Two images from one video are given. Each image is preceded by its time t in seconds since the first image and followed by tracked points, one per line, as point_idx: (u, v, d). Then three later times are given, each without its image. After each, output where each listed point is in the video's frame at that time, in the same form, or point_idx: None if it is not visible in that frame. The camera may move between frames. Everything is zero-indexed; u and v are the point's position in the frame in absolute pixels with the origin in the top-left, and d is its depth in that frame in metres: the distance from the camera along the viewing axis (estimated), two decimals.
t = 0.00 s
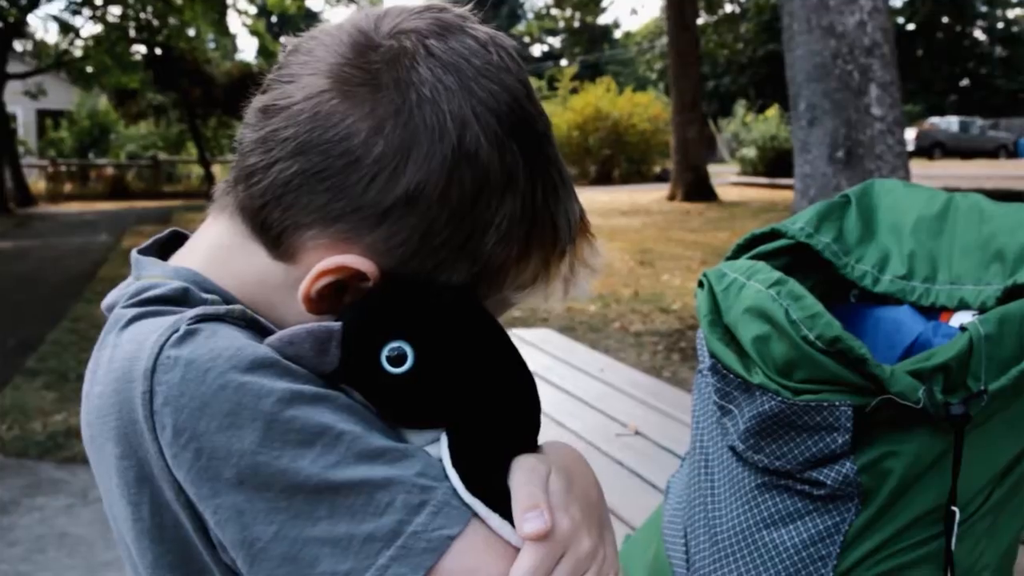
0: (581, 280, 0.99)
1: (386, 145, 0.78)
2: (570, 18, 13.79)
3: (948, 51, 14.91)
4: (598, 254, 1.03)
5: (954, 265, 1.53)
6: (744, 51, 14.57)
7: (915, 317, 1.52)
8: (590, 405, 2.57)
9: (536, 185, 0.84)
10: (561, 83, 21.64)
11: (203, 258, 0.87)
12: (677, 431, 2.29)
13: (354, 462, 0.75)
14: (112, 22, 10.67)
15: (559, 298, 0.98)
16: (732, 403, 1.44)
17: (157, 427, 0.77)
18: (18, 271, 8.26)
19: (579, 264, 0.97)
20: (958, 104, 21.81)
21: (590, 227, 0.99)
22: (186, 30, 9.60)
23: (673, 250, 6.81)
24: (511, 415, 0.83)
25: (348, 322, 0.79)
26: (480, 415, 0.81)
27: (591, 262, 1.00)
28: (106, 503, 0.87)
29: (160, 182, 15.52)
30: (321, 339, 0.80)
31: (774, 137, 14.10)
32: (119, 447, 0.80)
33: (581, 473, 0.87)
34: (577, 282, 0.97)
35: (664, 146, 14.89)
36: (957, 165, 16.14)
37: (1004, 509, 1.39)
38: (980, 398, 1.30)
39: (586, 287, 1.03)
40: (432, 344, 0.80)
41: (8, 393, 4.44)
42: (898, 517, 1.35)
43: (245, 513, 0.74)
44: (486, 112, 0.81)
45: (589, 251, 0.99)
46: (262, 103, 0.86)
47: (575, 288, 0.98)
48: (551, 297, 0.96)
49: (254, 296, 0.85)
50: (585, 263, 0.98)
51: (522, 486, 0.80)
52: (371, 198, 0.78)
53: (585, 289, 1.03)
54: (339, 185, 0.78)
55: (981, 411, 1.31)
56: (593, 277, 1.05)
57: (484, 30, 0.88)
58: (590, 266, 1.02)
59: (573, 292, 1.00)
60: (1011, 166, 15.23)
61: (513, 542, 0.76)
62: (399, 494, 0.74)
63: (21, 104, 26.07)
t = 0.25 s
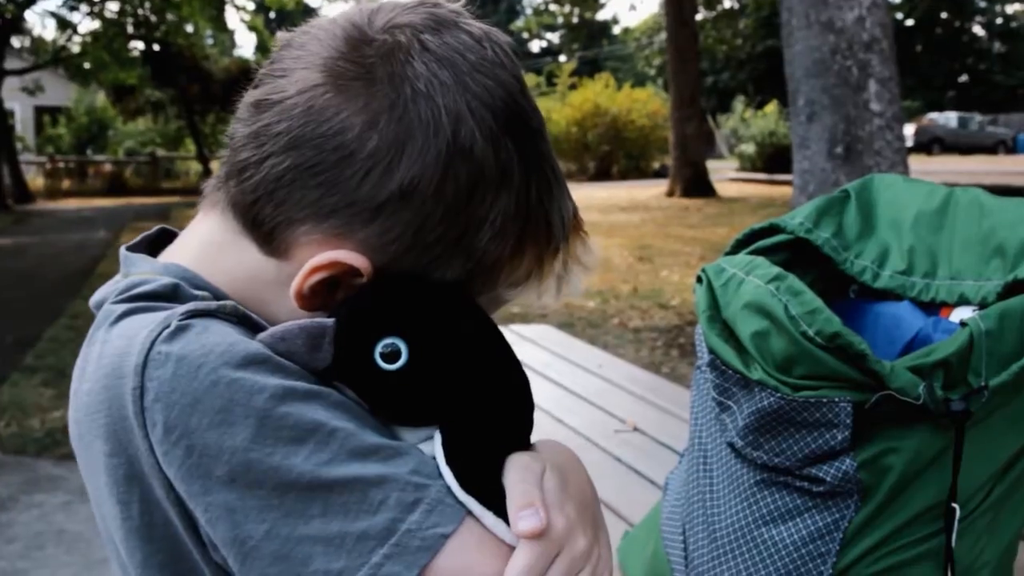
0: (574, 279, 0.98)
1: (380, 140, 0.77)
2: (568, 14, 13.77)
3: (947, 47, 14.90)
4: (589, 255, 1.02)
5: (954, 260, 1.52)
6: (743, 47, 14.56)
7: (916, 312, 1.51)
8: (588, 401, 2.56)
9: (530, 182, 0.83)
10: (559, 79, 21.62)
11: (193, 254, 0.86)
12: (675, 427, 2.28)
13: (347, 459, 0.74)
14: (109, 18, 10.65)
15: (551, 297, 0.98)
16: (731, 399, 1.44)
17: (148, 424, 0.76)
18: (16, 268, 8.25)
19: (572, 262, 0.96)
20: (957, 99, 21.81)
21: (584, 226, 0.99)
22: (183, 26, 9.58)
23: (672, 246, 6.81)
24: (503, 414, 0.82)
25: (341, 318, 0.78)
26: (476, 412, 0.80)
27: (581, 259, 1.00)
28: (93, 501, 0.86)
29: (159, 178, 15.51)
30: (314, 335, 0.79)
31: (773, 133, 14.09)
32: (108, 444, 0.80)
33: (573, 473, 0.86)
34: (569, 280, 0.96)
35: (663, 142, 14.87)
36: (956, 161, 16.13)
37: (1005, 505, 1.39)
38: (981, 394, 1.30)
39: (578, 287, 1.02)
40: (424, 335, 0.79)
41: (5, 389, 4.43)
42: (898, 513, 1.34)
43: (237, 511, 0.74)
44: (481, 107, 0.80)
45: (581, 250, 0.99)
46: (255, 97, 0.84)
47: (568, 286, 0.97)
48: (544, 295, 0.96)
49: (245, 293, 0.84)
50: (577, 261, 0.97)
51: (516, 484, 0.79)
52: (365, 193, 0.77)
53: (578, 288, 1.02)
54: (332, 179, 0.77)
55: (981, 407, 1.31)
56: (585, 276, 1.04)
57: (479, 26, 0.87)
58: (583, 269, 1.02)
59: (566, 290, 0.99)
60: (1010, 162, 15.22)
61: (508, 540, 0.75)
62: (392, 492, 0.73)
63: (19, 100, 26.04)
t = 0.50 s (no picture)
0: (568, 275, 0.98)
1: (379, 134, 0.76)
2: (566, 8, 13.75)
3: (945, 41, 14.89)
4: (582, 252, 1.02)
5: (954, 255, 1.51)
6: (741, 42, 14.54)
7: (915, 307, 1.50)
8: (586, 396, 2.55)
9: (530, 178, 0.82)
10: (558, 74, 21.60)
11: (183, 249, 0.85)
12: (673, 422, 2.28)
13: (346, 456, 0.73)
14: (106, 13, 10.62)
15: (545, 293, 0.97)
16: (729, 395, 1.43)
17: (143, 421, 0.75)
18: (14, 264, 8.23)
19: (567, 258, 0.95)
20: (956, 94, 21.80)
21: (579, 224, 0.98)
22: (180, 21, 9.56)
23: (670, 241, 6.80)
24: (500, 411, 0.81)
25: (338, 313, 0.77)
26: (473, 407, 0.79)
27: (576, 255, 0.99)
28: (82, 500, 0.86)
29: (157, 174, 15.49)
30: (311, 330, 0.78)
31: (772, 128, 14.08)
32: (100, 442, 0.78)
33: (572, 469, 0.85)
34: (564, 276, 0.96)
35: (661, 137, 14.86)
36: (955, 156, 16.13)
37: (1005, 500, 1.38)
38: (981, 389, 1.29)
39: (573, 284, 1.02)
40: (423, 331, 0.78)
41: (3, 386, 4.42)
42: (897, 509, 1.34)
43: (235, 509, 0.72)
44: (480, 102, 0.79)
45: (576, 246, 0.98)
46: (250, 91, 0.83)
47: (562, 283, 0.96)
48: (538, 292, 0.95)
49: (238, 288, 0.82)
50: (572, 258, 0.97)
51: (517, 480, 0.78)
52: (364, 187, 0.76)
53: (572, 285, 1.02)
54: (331, 174, 0.76)
55: (982, 403, 1.30)
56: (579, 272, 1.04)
57: (476, 21, 0.87)
58: (577, 265, 1.02)
59: (560, 287, 0.99)
60: (1009, 157, 15.22)
61: (509, 536, 0.74)
62: (392, 488, 0.72)
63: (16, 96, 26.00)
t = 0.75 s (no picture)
0: (564, 265, 0.97)
1: (377, 122, 0.75)
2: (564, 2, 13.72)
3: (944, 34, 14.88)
4: (580, 240, 1.01)
5: (954, 246, 1.50)
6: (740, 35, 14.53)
7: (915, 300, 1.49)
8: (584, 390, 2.54)
9: (528, 165, 0.81)
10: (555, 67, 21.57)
11: (176, 241, 0.84)
12: (672, 416, 2.27)
13: (345, 450, 0.72)
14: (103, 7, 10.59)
15: (541, 283, 0.96)
16: (727, 388, 1.42)
17: (138, 415, 0.73)
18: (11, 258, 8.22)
19: (564, 248, 0.94)
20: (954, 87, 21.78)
21: (576, 214, 0.97)
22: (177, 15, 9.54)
23: (668, 234, 6.79)
24: (500, 403, 0.80)
25: (334, 304, 0.75)
26: (471, 400, 0.78)
27: (573, 245, 0.98)
28: (75, 496, 0.85)
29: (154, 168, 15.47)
30: (309, 322, 0.76)
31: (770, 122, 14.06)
32: (94, 437, 0.77)
33: (571, 463, 0.85)
34: (560, 266, 0.95)
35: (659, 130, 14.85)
36: (953, 148, 16.12)
37: (1004, 495, 1.37)
38: (981, 381, 1.28)
39: (568, 274, 1.01)
40: (422, 327, 0.76)
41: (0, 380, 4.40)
42: (896, 503, 1.33)
43: (232, 504, 0.71)
44: (478, 89, 0.78)
45: (573, 235, 0.97)
46: (243, 79, 0.82)
47: (559, 272, 0.96)
48: (534, 282, 0.94)
49: (231, 279, 0.81)
50: (569, 247, 0.96)
51: (517, 474, 0.77)
52: (362, 176, 0.75)
53: (568, 275, 1.01)
54: (328, 162, 0.75)
55: (982, 396, 1.30)
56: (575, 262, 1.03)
57: (472, 8, 0.86)
58: (573, 255, 1.01)
59: (556, 278, 0.98)
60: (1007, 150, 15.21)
61: (510, 530, 0.73)
62: (391, 482, 0.71)
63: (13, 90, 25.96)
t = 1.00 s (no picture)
0: (564, 260, 0.96)
1: (371, 114, 0.74)
2: None
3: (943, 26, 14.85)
4: (580, 231, 0.99)
5: (954, 237, 1.49)
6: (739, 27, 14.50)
7: (914, 292, 1.48)
8: (582, 383, 2.54)
9: (526, 159, 0.80)
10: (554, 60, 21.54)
11: (168, 232, 0.83)
12: (670, 409, 2.26)
13: (334, 448, 0.71)
14: None
15: (540, 278, 0.95)
16: (725, 381, 1.40)
17: (125, 410, 0.73)
18: (10, 252, 8.21)
19: (564, 243, 0.93)
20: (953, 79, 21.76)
21: (577, 209, 0.96)
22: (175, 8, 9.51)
23: (667, 227, 6.78)
24: (496, 395, 0.80)
25: (327, 299, 0.74)
26: (462, 396, 0.77)
27: (573, 239, 0.97)
28: (65, 491, 0.84)
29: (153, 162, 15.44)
30: (300, 317, 0.75)
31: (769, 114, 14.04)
32: (81, 431, 0.76)
33: (568, 462, 0.84)
34: (560, 260, 0.93)
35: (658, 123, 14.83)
36: (952, 141, 16.11)
37: (1005, 488, 1.36)
38: (980, 374, 1.27)
39: (568, 268, 1.00)
40: (416, 325, 0.75)
41: None
42: (898, 496, 1.32)
43: (219, 502, 0.70)
44: (475, 80, 0.77)
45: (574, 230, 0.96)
46: (237, 68, 0.81)
47: (559, 268, 0.95)
48: (533, 277, 0.93)
49: (225, 271, 0.80)
50: (569, 241, 0.95)
51: (510, 474, 0.77)
52: (354, 169, 0.74)
53: (567, 269, 1.00)
54: (320, 154, 0.74)
55: (982, 388, 1.29)
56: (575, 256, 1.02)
57: None
58: (573, 249, 1.00)
59: (555, 273, 0.97)
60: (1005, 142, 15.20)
61: (501, 532, 0.73)
62: (381, 482, 0.70)
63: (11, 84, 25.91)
